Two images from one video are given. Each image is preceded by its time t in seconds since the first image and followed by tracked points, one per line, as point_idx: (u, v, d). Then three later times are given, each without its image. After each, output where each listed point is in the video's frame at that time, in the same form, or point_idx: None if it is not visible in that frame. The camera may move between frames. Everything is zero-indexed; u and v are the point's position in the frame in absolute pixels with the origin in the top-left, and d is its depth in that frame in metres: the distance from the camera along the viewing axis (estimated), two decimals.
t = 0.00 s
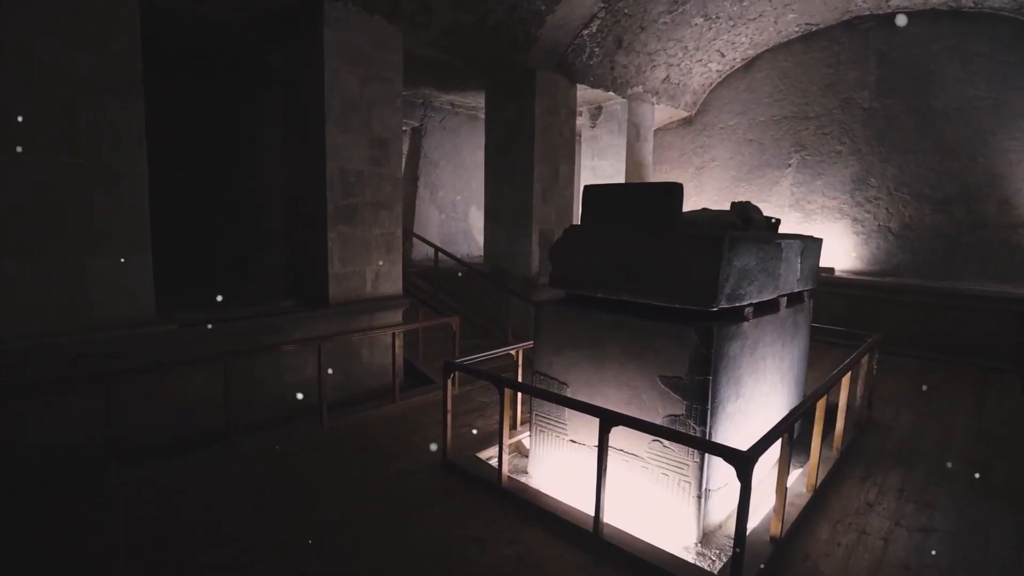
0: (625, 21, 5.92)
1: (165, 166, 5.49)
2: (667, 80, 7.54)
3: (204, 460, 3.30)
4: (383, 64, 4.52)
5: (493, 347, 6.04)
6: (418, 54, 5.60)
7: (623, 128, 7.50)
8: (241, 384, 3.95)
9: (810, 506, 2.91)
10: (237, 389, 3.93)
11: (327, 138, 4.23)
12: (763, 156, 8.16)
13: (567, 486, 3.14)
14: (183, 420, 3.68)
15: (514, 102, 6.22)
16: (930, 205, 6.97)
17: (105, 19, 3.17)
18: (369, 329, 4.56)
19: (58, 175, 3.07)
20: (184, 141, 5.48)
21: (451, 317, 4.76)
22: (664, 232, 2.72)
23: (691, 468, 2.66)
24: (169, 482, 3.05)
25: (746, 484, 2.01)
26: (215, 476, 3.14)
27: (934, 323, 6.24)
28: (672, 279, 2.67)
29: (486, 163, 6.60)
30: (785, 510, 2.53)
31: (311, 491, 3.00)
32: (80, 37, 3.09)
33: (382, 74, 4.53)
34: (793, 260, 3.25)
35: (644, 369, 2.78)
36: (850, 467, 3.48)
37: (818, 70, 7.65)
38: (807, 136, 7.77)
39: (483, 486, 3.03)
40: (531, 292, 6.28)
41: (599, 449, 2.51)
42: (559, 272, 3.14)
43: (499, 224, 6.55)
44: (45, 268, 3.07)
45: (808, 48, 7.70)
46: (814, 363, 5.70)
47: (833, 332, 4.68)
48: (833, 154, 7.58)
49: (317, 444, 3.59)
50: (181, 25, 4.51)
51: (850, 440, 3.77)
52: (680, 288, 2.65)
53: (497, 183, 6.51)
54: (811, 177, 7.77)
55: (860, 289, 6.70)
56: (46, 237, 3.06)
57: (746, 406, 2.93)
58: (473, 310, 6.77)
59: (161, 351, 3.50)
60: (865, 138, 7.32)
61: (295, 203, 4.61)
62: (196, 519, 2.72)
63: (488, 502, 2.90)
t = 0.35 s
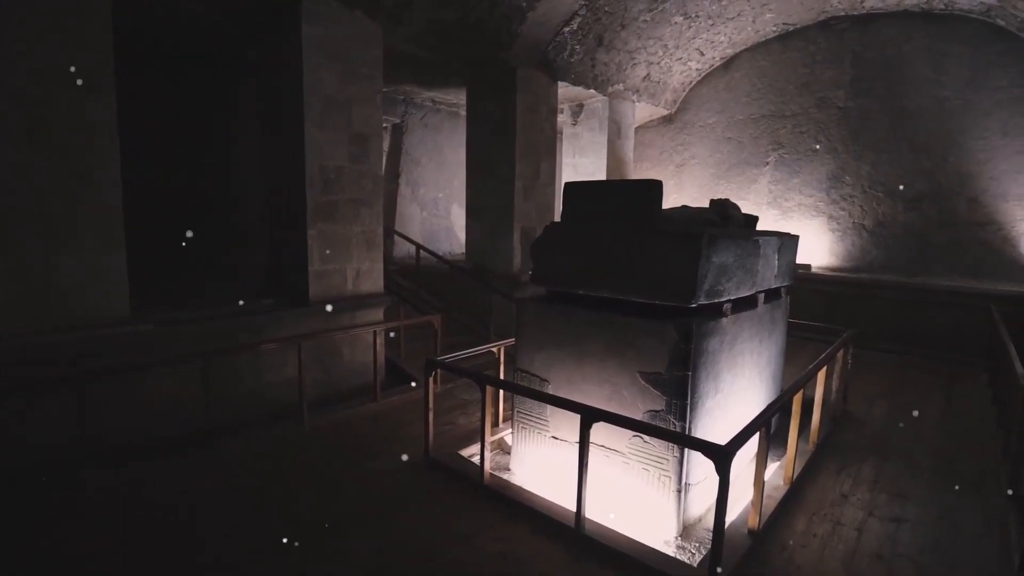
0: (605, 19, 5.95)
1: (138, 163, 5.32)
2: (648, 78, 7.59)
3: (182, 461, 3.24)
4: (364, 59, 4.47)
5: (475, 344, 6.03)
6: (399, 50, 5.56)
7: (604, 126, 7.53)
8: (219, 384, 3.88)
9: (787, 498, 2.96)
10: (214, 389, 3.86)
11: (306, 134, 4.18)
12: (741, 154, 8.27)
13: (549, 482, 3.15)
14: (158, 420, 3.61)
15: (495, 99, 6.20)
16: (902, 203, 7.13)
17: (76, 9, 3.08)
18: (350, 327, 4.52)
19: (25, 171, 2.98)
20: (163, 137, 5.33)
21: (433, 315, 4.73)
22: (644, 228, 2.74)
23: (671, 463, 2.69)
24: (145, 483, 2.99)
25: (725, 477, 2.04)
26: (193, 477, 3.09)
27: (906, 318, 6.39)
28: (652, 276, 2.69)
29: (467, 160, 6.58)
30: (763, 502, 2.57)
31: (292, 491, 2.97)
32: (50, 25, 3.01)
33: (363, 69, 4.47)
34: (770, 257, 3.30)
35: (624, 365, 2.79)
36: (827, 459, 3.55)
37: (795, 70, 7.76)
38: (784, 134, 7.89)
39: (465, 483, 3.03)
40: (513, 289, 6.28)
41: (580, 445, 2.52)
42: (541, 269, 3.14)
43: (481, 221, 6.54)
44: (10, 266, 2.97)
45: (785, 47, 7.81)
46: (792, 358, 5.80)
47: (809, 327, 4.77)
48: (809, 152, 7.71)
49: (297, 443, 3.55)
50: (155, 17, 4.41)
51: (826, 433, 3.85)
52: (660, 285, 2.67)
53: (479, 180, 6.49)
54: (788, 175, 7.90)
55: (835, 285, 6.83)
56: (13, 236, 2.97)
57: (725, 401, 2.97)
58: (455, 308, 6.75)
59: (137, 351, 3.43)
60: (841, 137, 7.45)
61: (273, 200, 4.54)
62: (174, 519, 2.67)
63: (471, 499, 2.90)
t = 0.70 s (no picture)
0: (587, 17, 5.96)
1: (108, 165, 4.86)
2: (629, 76, 7.63)
3: (160, 462, 3.18)
4: (343, 55, 4.41)
5: (457, 342, 6.01)
6: (380, 45, 5.50)
7: (586, 124, 7.55)
8: (196, 384, 3.81)
9: (766, 492, 3.01)
10: (192, 389, 3.79)
11: (285, 131, 4.11)
12: (721, 152, 8.35)
13: (531, 479, 3.16)
14: (133, 421, 3.53)
15: (478, 96, 6.17)
16: (878, 200, 7.27)
17: None
18: (331, 325, 4.47)
19: (5, 169, 2.93)
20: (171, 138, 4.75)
21: (415, 312, 4.70)
22: (625, 225, 2.76)
23: (653, 458, 2.71)
24: (120, 485, 2.93)
25: (705, 472, 2.06)
26: (170, 479, 3.03)
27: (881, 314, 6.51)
28: (632, 273, 2.71)
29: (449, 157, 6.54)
30: (742, 496, 2.61)
31: (272, 491, 2.93)
32: (20, 15, 2.92)
33: (343, 65, 4.42)
34: (749, 254, 3.33)
35: (606, 362, 2.81)
36: (803, 453, 3.61)
37: (774, 69, 7.86)
38: (763, 133, 7.98)
39: (447, 481, 3.01)
40: (496, 287, 6.26)
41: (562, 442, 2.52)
42: (523, 266, 3.13)
43: (463, 219, 6.51)
44: (7, 268, 2.98)
45: (764, 47, 7.90)
46: (770, 354, 5.88)
47: (786, 323, 4.84)
48: (788, 151, 7.82)
49: (278, 444, 3.50)
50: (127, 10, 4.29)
51: (803, 427, 3.92)
52: (641, 282, 2.68)
53: (461, 177, 6.46)
54: (767, 173, 8.00)
55: (813, 282, 6.94)
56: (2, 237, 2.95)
57: (705, 396, 3.00)
58: (437, 306, 6.72)
59: (111, 351, 3.34)
60: (818, 136, 7.57)
61: (252, 197, 4.46)
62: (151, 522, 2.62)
63: (454, 497, 2.89)
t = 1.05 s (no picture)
0: (567, 15, 5.97)
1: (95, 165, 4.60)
2: (609, 75, 7.67)
3: (135, 465, 3.11)
4: (321, 50, 4.34)
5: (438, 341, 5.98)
6: (358, 41, 5.44)
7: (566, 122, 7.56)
8: (171, 385, 3.73)
9: (743, 486, 3.05)
10: (166, 390, 3.71)
11: (261, 127, 4.04)
12: (699, 151, 8.44)
13: (513, 476, 3.16)
14: (105, 423, 3.44)
15: (458, 94, 6.14)
16: (851, 199, 7.42)
17: None
18: (309, 324, 4.41)
19: None
20: (170, 137, 4.80)
21: (395, 311, 4.65)
22: (605, 223, 2.77)
23: (633, 455, 2.74)
24: (91, 489, 2.86)
25: (684, 467, 2.09)
26: (143, 481, 2.96)
27: (854, 310, 6.65)
28: (612, 270, 2.72)
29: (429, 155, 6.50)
30: (720, 490, 2.64)
31: (249, 492, 2.88)
32: None
33: (321, 60, 4.36)
34: (727, 252, 3.38)
35: (586, 359, 2.82)
36: (779, 447, 3.68)
37: (751, 70, 7.96)
38: (740, 133, 8.09)
39: (428, 479, 3.00)
40: (477, 285, 6.25)
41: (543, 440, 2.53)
42: (503, 264, 3.13)
43: (444, 216, 6.48)
44: None
45: (742, 47, 7.99)
46: (748, 351, 5.97)
47: (763, 320, 4.91)
48: (764, 150, 7.94)
49: (255, 444, 3.44)
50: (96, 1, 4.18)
51: (779, 422, 3.99)
52: (620, 279, 2.70)
53: (442, 176, 6.43)
54: (744, 172, 8.11)
55: (789, 279, 7.06)
56: None
57: (684, 392, 3.03)
58: (418, 304, 6.69)
59: (83, 352, 3.25)
60: (794, 136, 7.70)
61: (229, 194, 4.39)
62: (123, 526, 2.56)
63: (435, 496, 2.88)
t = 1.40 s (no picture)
0: (550, 15, 5.99)
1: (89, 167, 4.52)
2: (591, 75, 7.70)
3: (111, 467, 3.04)
4: (301, 47, 4.28)
5: (421, 340, 5.95)
6: (339, 38, 5.38)
7: (548, 121, 7.57)
8: (147, 386, 3.65)
9: (724, 482, 3.09)
10: (142, 391, 3.63)
11: (240, 124, 3.98)
12: (680, 151, 8.52)
13: (497, 475, 3.16)
14: (78, 426, 3.36)
15: (440, 92, 6.11)
16: (828, 199, 7.55)
17: None
18: (291, 324, 4.36)
19: None
20: (173, 137, 4.74)
21: (377, 311, 4.58)
22: (588, 222, 2.77)
23: (615, 452, 2.75)
24: (64, 494, 2.78)
25: (666, 464, 2.10)
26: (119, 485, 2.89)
27: (832, 308, 6.77)
28: (595, 269, 2.73)
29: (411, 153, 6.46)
30: (701, 487, 2.67)
31: (230, 495, 2.84)
32: None
33: (301, 57, 4.30)
34: (708, 250, 3.41)
35: (569, 358, 2.83)
36: (759, 443, 3.73)
37: (731, 71, 8.05)
38: (720, 133, 8.18)
39: (411, 479, 2.99)
40: (459, 284, 6.23)
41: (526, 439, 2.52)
42: (486, 262, 3.12)
43: (426, 215, 6.45)
44: None
45: (722, 48, 8.08)
46: (729, 348, 6.04)
47: (743, 318, 4.97)
48: (743, 151, 8.04)
49: (234, 446, 3.39)
50: None
51: (759, 418, 4.04)
52: (602, 278, 2.71)
53: (424, 174, 6.40)
54: (724, 172, 8.21)
55: (768, 278, 7.16)
56: None
57: (666, 389, 3.06)
58: (400, 303, 6.65)
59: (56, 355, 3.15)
60: (773, 137, 7.81)
61: (207, 192, 4.31)
62: (99, 531, 2.49)
63: (418, 496, 2.86)
